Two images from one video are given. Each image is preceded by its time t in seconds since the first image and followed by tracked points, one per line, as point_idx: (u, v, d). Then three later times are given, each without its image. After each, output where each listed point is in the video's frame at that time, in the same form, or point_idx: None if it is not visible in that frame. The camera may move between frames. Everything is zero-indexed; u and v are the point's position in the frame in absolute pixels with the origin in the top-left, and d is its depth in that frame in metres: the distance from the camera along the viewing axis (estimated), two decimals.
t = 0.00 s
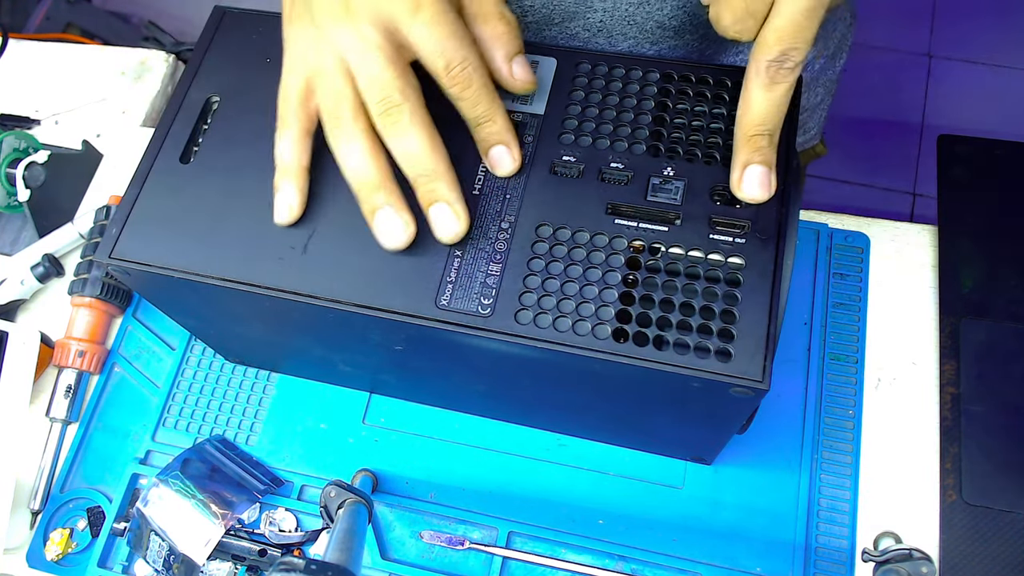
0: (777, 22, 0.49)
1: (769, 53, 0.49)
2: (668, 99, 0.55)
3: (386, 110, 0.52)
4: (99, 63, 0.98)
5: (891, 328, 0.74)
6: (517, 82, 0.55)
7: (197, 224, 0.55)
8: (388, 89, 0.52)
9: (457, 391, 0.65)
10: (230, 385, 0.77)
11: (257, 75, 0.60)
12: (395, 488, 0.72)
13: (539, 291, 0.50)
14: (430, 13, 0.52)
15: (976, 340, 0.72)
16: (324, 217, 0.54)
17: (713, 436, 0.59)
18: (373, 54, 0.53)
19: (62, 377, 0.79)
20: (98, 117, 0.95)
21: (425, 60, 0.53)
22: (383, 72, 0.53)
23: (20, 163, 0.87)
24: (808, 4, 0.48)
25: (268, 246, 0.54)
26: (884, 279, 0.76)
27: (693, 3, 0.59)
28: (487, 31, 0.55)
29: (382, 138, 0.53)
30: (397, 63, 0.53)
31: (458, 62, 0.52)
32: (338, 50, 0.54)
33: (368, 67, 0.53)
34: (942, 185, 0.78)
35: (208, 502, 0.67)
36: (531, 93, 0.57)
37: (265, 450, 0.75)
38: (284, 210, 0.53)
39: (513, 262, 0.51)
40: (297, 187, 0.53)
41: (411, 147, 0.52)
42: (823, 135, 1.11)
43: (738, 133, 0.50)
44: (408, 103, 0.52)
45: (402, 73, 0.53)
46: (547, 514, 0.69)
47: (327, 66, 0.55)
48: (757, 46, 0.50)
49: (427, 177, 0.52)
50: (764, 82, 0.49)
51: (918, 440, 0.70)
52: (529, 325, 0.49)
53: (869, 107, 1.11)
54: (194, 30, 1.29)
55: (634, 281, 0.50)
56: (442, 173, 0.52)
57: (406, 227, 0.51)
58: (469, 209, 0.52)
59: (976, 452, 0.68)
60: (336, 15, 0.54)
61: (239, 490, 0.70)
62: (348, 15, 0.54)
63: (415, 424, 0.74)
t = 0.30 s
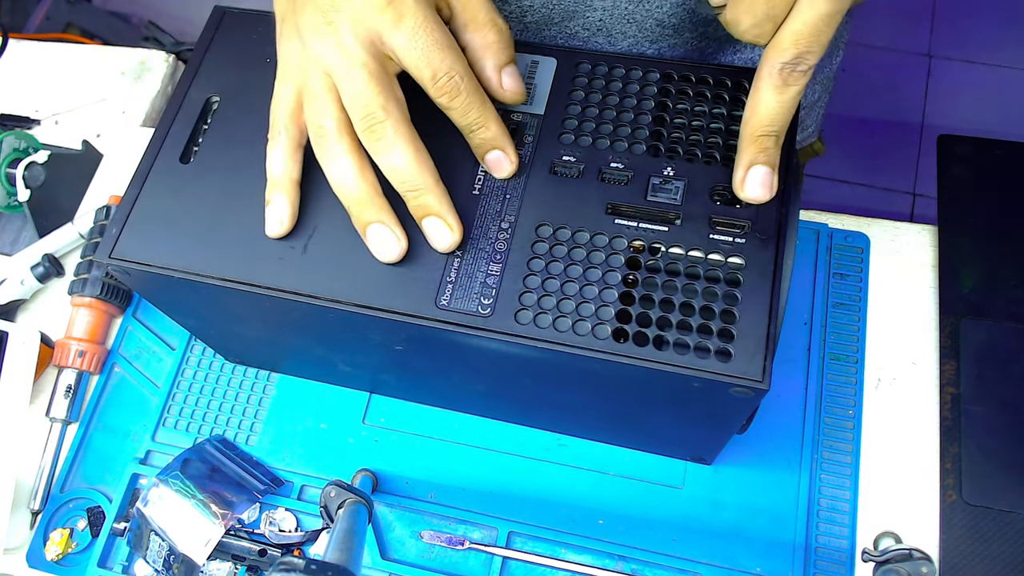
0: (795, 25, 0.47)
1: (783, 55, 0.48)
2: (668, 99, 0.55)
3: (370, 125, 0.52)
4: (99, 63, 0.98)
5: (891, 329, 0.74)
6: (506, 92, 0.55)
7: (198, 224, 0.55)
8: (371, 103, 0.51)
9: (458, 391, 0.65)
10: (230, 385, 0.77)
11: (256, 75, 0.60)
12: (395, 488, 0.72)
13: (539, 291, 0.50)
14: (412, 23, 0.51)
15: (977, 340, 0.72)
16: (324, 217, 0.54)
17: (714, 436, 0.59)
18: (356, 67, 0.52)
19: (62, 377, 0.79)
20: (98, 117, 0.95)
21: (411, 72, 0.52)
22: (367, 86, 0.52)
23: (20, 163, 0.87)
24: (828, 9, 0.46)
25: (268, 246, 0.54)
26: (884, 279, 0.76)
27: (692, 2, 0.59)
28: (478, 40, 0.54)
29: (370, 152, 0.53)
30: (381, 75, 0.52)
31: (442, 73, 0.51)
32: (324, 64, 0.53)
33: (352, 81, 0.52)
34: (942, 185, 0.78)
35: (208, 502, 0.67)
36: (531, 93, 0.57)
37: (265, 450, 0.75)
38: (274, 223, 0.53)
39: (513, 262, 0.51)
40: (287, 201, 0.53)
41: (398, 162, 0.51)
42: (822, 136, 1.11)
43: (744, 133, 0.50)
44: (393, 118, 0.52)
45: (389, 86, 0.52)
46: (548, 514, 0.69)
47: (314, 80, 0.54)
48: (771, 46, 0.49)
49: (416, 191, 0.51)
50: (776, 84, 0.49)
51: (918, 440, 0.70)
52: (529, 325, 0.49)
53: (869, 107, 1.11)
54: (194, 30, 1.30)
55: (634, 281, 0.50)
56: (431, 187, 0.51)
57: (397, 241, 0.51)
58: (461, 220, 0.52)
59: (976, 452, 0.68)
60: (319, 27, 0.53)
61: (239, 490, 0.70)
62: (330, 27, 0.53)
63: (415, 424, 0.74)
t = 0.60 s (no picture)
0: (793, 23, 0.48)
1: (782, 53, 0.48)
2: (668, 99, 0.55)
3: (369, 132, 0.51)
4: (99, 63, 0.98)
5: (892, 329, 0.74)
6: (505, 102, 0.54)
7: (198, 224, 0.55)
8: (369, 109, 0.51)
9: (457, 391, 0.65)
10: (230, 385, 0.77)
11: (256, 75, 0.60)
12: (395, 488, 0.72)
13: (539, 291, 0.50)
14: (408, 30, 0.50)
15: (977, 340, 0.72)
16: (325, 218, 0.54)
17: (714, 436, 0.59)
18: (353, 74, 0.52)
19: (62, 377, 0.79)
20: (98, 117, 0.95)
21: (407, 77, 0.51)
22: (364, 93, 0.51)
23: (20, 163, 0.87)
24: (825, 7, 0.47)
25: (268, 246, 0.54)
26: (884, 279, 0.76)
27: None
28: (478, 48, 0.54)
29: (367, 159, 0.52)
30: (379, 81, 0.52)
31: (438, 80, 0.50)
32: (322, 70, 0.53)
33: (349, 89, 0.52)
34: (941, 184, 0.78)
35: (208, 502, 0.67)
36: (531, 93, 0.57)
37: (266, 450, 0.75)
38: (273, 229, 0.53)
39: (513, 263, 0.51)
40: (286, 206, 0.53)
41: (395, 170, 0.51)
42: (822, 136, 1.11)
43: (743, 135, 0.50)
44: (390, 124, 0.51)
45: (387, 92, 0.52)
46: (548, 514, 0.69)
47: (314, 85, 0.54)
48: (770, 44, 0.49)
49: (415, 198, 0.51)
50: (775, 82, 0.49)
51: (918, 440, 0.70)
52: (529, 325, 0.49)
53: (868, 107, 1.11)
54: (194, 30, 1.30)
55: (634, 281, 0.50)
56: (430, 194, 0.51)
57: (397, 247, 0.51)
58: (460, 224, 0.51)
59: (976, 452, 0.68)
60: (316, 33, 0.53)
61: (239, 490, 0.70)
62: (328, 33, 0.52)
63: (415, 425, 0.74)
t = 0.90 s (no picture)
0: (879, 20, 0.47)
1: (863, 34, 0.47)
2: (668, 99, 0.55)
3: (289, 189, 0.50)
4: (99, 63, 0.98)
5: (892, 329, 0.74)
6: (444, 160, 0.51)
7: (198, 224, 0.55)
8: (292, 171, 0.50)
9: (457, 391, 0.65)
10: (230, 385, 0.77)
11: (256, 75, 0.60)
12: (395, 488, 0.72)
13: (539, 291, 0.50)
14: (340, 89, 0.49)
15: (977, 340, 0.72)
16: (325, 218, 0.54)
17: (714, 436, 0.59)
18: (277, 129, 0.50)
19: (62, 377, 0.79)
20: (98, 117, 0.95)
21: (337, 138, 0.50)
22: (286, 150, 0.50)
23: (20, 163, 0.87)
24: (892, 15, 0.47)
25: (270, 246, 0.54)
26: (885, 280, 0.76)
27: None
28: (420, 102, 0.50)
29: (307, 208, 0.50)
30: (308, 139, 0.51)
31: (359, 146, 0.49)
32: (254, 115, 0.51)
33: (272, 141, 0.50)
34: (941, 184, 0.78)
35: (208, 502, 0.67)
36: (531, 92, 0.56)
37: (266, 449, 0.75)
38: (237, 265, 0.52)
39: (513, 263, 0.51)
40: (244, 244, 0.52)
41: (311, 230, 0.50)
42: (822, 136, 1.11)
43: (851, 46, 0.45)
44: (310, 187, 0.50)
45: (309, 151, 0.51)
46: (548, 514, 0.69)
47: (237, 130, 0.52)
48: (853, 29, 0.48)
49: (329, 257, 0.50)
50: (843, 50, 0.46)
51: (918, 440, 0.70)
52: (529, 325, 0.49)
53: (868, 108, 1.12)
54: (194, 30, 1.30)
55: (634, 281, 0.50)
56: (345, 253, 0.50)
57: (328, 291, 0.50)
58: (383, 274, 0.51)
59: (976, 452, 0.68)
60: (248, 76, 0.51)
61: (239, 491, 0.70)
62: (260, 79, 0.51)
63: (415, 425, 0.74)
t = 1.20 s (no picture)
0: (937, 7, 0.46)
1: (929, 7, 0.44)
2: (668, 99, 0.55)
3: (280, 197, 0.51)
4: (99, 63, 0.98)
5: (892, 329, 0.74)
6: (431, 171, 0.51)
7: (198, 224, 0.55)
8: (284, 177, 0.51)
9: (457, 391, 0.65)
10: (230, 385, 0.77)
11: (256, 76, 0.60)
12: (395, 488, 0.72)
13: (539, 291, 0.50)
14: (330, 98, 0.50)
15: (978, 339, 0.71)
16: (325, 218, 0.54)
17: (714, 436, 0.59)
18: (270, 137, 0.51)
19: (62, 377, 0.79)
20: (98, 117, 0.95)
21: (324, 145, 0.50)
22: (278, 157, 0.51)
23: (20, 163, 0.87)
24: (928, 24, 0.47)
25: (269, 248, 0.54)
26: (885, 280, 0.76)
27: None
28: (408, 117, 0.52)
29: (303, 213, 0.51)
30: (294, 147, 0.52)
31: (347, 155, 0.49)
32: (247, 124, 0.52)
33: (264, 149, 0.51)
34: (941, 184, 0.78)
35: (208, 502, 0.67)
36: (531, 92, 0.56)
37: (266, 449, 0.75)
38: (234, 272, 0.52)
39: (513, 263, 0.51)
40: (241, 248, 0.52)
41: (304, 236, 0.50)
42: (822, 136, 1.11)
43: None
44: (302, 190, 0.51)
45: (301, 158, 0.52)
46: (548, 514, 0.69)
47: (230, 139, 0.53)
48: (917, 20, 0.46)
49: (324, 260, 0.49)
50: None
51: (919, 440, 0.70)
52: (529, 325, 0.49)
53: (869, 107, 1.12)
54: (194, 30, 1.30)
55: (634, 281, 0.50)
56: (341, 255, 0.49)
57: (328, 292, 0.50)
58: (381, 276, 0.51)
59: (977, 452, 0.68)
60: (241, 90, 0.53)
61: (239, 491, 0.70)
62: (253, 92, 0.52)
63: (415, 425, 0.74)
